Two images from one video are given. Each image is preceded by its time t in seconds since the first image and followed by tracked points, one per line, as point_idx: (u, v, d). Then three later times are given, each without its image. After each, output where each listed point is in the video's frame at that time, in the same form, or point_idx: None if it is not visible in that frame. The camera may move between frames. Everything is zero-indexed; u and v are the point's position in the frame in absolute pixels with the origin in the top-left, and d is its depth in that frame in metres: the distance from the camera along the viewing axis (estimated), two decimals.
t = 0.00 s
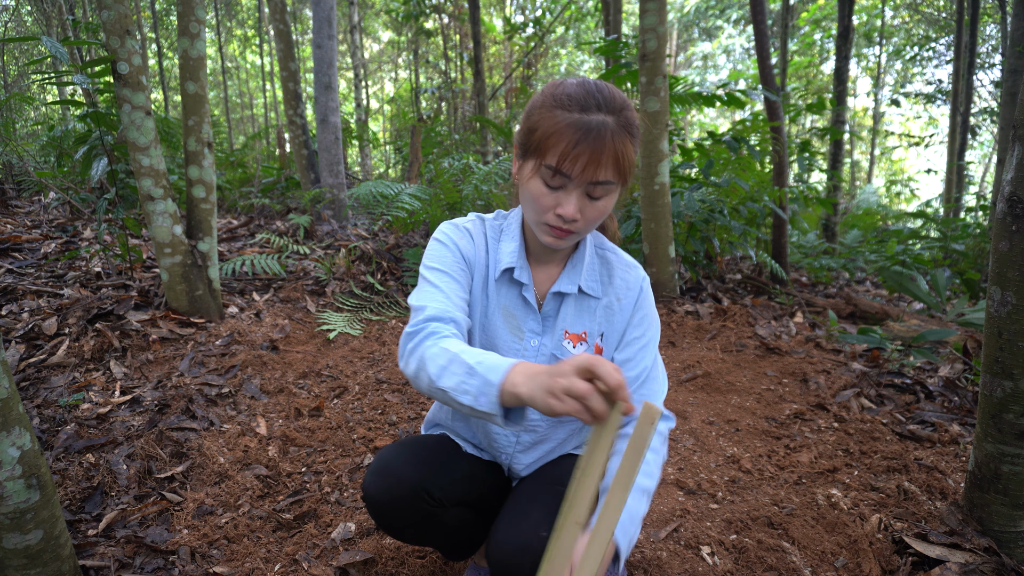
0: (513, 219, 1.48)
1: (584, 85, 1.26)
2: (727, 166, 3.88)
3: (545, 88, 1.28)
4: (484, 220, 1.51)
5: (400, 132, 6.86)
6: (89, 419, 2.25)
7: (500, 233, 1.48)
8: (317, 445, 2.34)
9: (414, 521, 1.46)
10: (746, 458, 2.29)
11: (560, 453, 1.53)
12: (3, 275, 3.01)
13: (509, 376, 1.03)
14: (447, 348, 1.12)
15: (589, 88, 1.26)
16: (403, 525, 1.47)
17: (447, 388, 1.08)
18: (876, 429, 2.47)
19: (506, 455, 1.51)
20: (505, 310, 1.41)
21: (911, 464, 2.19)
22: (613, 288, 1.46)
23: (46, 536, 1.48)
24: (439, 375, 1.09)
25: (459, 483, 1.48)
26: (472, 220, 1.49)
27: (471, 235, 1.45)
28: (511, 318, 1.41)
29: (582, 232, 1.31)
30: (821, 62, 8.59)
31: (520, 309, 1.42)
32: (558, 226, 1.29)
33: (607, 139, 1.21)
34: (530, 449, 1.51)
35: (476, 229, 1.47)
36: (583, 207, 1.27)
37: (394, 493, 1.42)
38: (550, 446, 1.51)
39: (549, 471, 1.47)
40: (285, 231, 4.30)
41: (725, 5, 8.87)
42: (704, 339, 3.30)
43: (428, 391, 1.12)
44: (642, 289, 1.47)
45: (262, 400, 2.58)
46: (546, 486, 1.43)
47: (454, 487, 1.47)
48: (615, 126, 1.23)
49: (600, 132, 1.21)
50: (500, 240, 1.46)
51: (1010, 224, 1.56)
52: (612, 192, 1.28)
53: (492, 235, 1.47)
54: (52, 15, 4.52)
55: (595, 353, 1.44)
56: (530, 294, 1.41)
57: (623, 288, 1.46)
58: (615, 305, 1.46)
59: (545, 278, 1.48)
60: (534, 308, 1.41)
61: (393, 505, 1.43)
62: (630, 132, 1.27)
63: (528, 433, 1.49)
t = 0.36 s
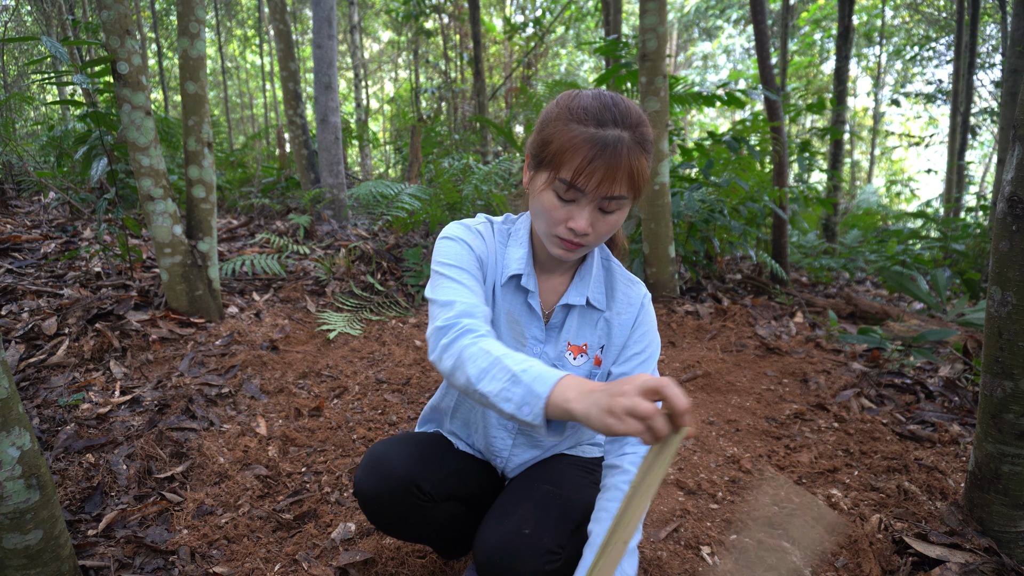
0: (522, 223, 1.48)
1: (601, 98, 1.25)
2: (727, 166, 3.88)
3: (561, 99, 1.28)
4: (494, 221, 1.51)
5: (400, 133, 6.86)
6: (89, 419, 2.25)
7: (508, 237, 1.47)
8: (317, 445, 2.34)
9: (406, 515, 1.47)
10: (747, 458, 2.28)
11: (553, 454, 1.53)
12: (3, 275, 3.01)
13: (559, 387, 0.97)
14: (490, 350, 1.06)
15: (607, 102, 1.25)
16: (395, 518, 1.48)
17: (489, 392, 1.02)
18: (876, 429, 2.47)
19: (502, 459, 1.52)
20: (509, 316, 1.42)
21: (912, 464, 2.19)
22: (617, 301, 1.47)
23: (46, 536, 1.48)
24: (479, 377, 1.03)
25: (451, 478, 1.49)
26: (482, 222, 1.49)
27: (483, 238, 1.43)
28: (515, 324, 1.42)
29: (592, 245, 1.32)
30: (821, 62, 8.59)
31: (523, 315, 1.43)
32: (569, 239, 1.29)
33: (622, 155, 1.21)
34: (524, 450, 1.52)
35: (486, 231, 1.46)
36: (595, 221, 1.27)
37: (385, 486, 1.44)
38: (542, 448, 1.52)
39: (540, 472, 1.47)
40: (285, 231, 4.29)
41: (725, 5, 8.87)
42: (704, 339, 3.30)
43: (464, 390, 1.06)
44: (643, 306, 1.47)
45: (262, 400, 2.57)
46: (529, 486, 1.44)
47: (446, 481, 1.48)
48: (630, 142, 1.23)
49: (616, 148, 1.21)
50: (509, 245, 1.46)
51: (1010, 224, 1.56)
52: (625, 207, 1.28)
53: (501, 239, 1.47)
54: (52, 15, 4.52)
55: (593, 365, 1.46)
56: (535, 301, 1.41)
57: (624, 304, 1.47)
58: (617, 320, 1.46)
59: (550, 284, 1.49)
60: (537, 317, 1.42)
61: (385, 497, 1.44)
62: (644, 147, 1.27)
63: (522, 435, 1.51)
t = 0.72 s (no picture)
0: (528, 229, 1.48)
1: (612, 105, 1.25)
2: (727, 166, 3.88)
3: (571, 105, 1.28)
4: (500, 227, 1.51)
5: (400, 132, 6.86)
6: (89, 419, 2.25)
7: (515, 244, 1.47)
8: (317, 445, 2.34)
9: (409, 514, 1.47)
10: (747, 458, 2.28)
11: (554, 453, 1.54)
12: (3, 275, 3.01)
13: (550, 402, 0.98)
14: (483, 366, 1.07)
15: (617, 108, 1.25)
16: (397, 517, 1.48)
17: (483, 409, 1.04)
18: (876, 429, 2.47)
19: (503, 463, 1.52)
20: (514, 322, 1.43)
21: (911, 464, 2.19)
22: (621, 312, 1.47)
23: (46, 536, 1.48)
24: (473, 393, 1.06)
25: (454, 477, 1.49)
26: (489, 227, 1.48)
27: (489, 245, 1.43)
28: (520, 331, 1.43)
29: (599, 252, 1.32)
30: (821, 62, 8.59)
31: (528, 322, 1.43)
32: (575, 246, 1.29)
33: (631, 163, 1.21)
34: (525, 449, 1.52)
35: (493, 237, 1.46)
36: (603, 228, 1.27)
37: (389, 485, 1.43)
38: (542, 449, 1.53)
39: (544, 467, 1.47)
40: (285, 231, 4.29)
41: (725, 5, 8.87)
42: (704, 339, 3.30)
43: (459, 406, 1.09)
44: (647, 318, 1.47)
45: (262, 400, 2.57)
46: (534, 478, 1.44)
47: (449, 481, 1.48)
48: (640, 149, 1.23)
49: (626, 155, 1.21)
50: (515, 252, 1.45)
51: (1010, 224, 1.56)
52: (633, 215, 1.28)
53: (507, 246, 1.47)
54: (52, 14, 4.52)
55: (597, 374, 1.48)
56: (541, 308, 1.41)
57: (628, 316, 1.46)
58: (621, 331, 1.46)
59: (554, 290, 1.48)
60: (542, 324, 1.43)
61: (389, 496, 1.44)
62: (654, 155, 1.27)
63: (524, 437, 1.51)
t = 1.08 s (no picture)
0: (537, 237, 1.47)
1: (622, 121, 1.26)
2: (727, 166, 3.88)
3: (581, 120, 1.29)
4: (509, 231, 1.50)
5: (399, 132, 6.86)
6: (89, 419, 2.25)
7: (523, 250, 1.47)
8: (317, 445, 2.34)
9: (405, 505, 1.48)
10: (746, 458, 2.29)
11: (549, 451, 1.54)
12: (3, 275, 3.01)
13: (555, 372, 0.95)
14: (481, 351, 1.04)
15: (627, 125, 1.26)
16: (392, 506, 1.48)
17: (485, 393, 0.99)
18: (876, 429, 2.47)
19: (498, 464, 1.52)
20: (518, 331, 1.43)
21: (911, 464, 2.19)
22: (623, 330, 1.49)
23: (46, 536, 1.48)
24: (473, 379, 1.01)
25: (450, 469, 1.49)
26: (499, 230, 1.48)
27: (498, 247, 1.43)
28: (523, 339, 1.43)
29: (604, 270, 1.30)
30: (821, 62, 8.60)
31: (532, 331, 1.44)
32: (581, 262, 1.28)
33: (640, 180, 1.21)
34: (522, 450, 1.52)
35: (502, 239, 1.45)
36: (609, 245, 1.25)
37: (386, 472, 1.44)
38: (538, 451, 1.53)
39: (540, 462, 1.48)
40: (285, 231, 4.30)
41: (725, 5, 8.86)
42: (704, 339, 3.30)
43: (458, 396, 1.04)
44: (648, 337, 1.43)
45: (262, 400, 2.58)
46: (528, 471, 1.45)
47: (445, 472, 1.48)
48: (648, 166, 1.23)
49: (633, 172, 1.21)
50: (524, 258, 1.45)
51: (1009, 224, 1.56)
52: (640, 233, 1.27)
53: (516, 251, 1.47)
54: (52, 15, 4.52)
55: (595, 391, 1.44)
56: (545, 319, 1.42)
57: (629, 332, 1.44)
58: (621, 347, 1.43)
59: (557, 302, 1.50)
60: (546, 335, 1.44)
61: (385, 484, 1.45)
62: (663, 172, 1.27)
63: (519, 440, 1.52)
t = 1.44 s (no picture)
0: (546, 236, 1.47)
1: (622, 122, 1.25)
2: (727, 166, 3.88)
3: (583, 123, 1.28)
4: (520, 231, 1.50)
5: (400, 132, 6.85)
6: (89, 420, 2.25)
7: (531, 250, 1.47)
8: (317, 445, 2.34)
9: (407, 508, 1.48)
10: (746, 458, 2.28)
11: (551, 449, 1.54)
12: (3, 275, 3.01)
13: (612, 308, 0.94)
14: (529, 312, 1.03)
15: (628, 127, 1.25)
16: (394, 509, 1.48)
17: (539, 347, 0.96)
18: (876, 429, 2.47)
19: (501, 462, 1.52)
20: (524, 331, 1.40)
21: (912, 464, 2.19)
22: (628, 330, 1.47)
23: (46, 536, 1.48)
24: (521, 338, 0.98)
25: (452, 472, 1.49)
26: (511, 228, 1.49)
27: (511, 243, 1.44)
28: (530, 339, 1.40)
29: (608, 271, 1.30)
30: (821, 62, 8.60)
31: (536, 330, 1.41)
32: (584, 264, 1.28)
33: (642, 182, 1.20)
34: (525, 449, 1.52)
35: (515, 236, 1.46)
36: (612, 247, 1.25)
37: (388, 475, 1.44)
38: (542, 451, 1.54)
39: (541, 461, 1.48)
40: (285, 231, 4.29)
41: (726, 5, 8.86)
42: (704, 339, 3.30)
43: (509, 362, 0.99)
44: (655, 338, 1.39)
45: (262, 400, 2.58)
46: (531, 470, 1.44)
47: (447, 474, 1.48)
48: (650, 168, 1.22)
49: (635, 174, 1.20)
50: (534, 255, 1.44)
51: (1010, 224, 1.56)
52: (643, 234, 1.26)
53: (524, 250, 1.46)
54: (52, 15, 4.52)
55: (600, 392, 1.41)
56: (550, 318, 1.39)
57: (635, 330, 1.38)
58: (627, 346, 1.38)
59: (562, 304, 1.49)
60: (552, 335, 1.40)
61: (387, 487, 1.45)
62: (665, 174, 1.26)
63: (523, 439, 1.51)
